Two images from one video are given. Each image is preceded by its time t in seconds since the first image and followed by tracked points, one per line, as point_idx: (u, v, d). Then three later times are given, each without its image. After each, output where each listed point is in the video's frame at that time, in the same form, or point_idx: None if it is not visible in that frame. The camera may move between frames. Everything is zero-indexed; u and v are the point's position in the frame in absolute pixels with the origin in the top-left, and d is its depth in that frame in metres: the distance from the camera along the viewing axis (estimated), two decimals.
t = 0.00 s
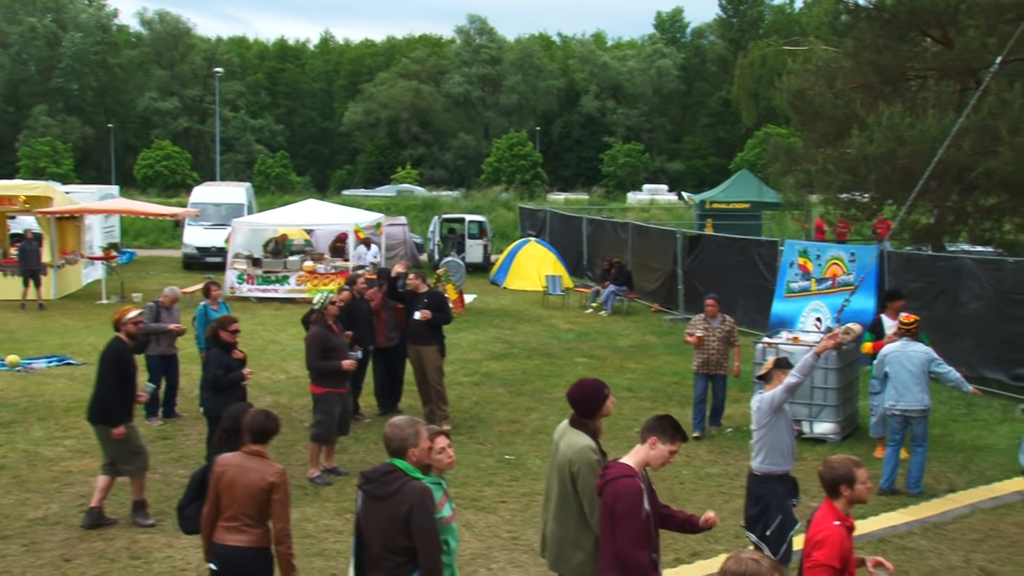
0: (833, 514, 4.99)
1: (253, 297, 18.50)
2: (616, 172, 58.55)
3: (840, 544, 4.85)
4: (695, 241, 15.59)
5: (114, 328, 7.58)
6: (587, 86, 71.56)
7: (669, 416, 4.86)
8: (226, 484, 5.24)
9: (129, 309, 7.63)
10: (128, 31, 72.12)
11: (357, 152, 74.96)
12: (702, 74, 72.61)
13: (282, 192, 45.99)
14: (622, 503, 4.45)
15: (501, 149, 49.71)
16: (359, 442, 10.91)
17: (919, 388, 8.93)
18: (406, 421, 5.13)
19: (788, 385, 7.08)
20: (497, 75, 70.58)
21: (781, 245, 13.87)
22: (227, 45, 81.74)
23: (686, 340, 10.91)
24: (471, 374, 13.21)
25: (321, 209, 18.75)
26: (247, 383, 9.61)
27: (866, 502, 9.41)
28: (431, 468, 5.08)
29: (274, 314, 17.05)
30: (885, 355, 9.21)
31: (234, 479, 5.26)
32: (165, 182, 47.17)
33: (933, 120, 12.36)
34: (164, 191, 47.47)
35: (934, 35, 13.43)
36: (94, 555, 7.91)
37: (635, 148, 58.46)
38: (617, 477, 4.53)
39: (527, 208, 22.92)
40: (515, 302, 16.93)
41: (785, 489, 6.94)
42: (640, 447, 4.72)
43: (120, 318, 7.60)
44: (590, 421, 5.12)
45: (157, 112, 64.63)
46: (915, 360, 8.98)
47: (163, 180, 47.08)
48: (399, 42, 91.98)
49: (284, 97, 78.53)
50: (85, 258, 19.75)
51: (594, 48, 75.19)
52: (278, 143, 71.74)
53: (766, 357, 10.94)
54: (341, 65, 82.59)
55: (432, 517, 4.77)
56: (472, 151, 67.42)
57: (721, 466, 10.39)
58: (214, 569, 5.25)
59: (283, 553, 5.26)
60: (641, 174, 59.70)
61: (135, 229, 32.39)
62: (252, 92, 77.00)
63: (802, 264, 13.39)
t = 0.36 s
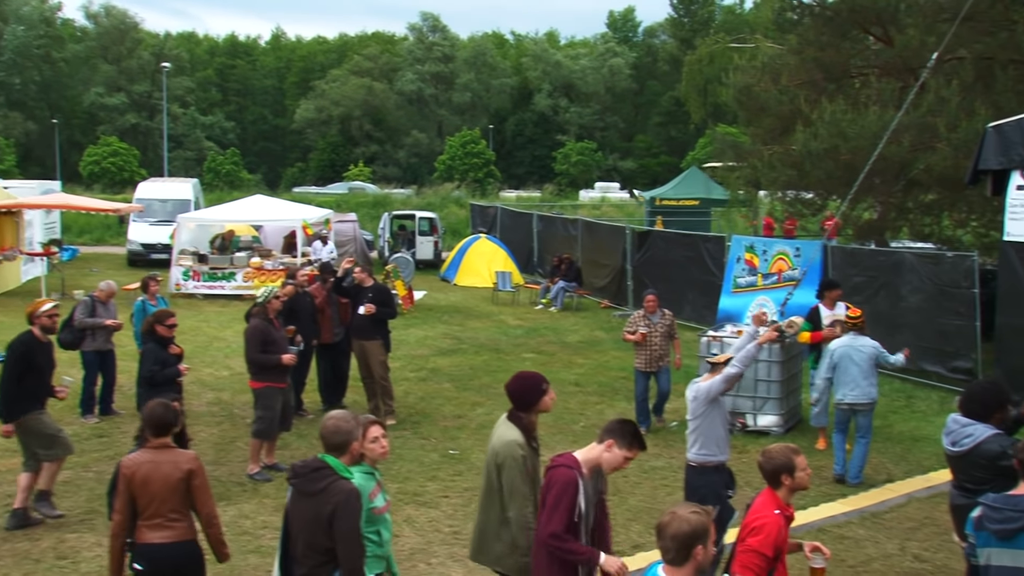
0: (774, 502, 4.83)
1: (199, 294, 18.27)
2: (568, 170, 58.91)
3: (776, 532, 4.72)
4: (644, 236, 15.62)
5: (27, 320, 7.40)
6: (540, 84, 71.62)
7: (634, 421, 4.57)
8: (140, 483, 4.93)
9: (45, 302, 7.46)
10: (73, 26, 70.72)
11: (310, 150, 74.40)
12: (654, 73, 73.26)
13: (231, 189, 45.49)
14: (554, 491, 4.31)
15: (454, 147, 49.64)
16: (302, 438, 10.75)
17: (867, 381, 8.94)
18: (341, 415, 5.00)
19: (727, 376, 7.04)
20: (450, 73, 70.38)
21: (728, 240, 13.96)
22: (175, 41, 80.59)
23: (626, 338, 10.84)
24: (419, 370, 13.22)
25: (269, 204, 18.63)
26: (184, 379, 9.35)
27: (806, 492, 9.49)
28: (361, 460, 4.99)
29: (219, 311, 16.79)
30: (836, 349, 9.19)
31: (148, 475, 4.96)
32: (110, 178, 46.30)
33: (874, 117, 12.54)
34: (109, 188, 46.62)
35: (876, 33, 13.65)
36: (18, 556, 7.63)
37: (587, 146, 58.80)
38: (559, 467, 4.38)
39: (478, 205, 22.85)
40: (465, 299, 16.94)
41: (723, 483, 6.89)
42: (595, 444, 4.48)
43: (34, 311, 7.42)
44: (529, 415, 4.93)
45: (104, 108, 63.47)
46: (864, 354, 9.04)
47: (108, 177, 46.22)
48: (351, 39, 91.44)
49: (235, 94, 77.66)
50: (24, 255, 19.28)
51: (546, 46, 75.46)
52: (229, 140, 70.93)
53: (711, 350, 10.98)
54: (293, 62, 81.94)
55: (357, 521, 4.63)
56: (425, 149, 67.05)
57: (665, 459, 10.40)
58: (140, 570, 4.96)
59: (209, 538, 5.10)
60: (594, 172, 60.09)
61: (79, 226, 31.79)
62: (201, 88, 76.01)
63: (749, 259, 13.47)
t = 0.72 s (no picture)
0: (720, 500, 4.84)
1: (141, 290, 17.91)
2: (519, 167, 59.07)
3: (730, 533, 4.68)
4: (591, 232, 15.64)
5: None
6: (491, 81, 71.54)
7: (546, 396, 4.54)
8: (53, 481, 4.66)
9: None
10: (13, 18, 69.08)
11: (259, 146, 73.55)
12: (605, 71, 73.81)
13: (177, 184, 44.81)
14: (530, 493, 4.15)
15: (406, 144, 49.41)
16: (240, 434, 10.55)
17: (809, 367, 9.11)
18: (269, 406, 4.75)
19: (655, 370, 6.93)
20: (401, 70, 69.93)
21: (674, 235, 13.98)
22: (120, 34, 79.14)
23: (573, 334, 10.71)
24: (363, 365, 13.12)
25: (214, 199, 18.37)
26: (115, 374, 9.03)
27: (746, 484, 9.53)
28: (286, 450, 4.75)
29: (161, 308, 16.48)
30: (774, 337, 9.18)
31: (62, 472, 4.69)
32: (50, 173, 45.26)
33: (815, 112, 12.68)
34: (48, 183, 45.55)
35: (818, 30, 13.83)
36: None
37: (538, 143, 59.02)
38: (521, 467, 4.22)
39: (427, 202, 22.70)
40: (413, 295, 16.89)
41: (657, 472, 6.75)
42: (520, 430, 4.41)
43: None
44: (449, 402, 4.84)
45: (47, 102, 62.04)
46: (804, 340, 9.14)
47: (49, 172, 45.19)
48: (302, 35, 90.69)
49: (183, 89, 76.52)
50: None
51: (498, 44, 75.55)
52: (177, 136, 69.84)
53: (654, 344, 10.94)
54: (242, 57, 81.03)
55: (281, 516, 4.34)
56: (376, 145, 66.41)
57: (607, 453, 10.36)
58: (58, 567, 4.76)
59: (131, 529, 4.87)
60: (546, 170, 60.29)
61: (18, 221, 31.07)
62: (148, 83, 74.76)
63: (694, 254, 13.51)
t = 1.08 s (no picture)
0: (651, 498, 4.63)
1: (74, 290, 17.90)
2: (465, 166, 59.16)
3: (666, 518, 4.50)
4: (532, 231, 15.64)
5: None
6: (437, 80, 71.27)
7: (465, 394, 4.22)
8: None
9: None
10: None
11: (202, 144, 72.41)
12: (550, 71, 74.22)
13: (112, 182, 43.88)
14: (472, 496, 4.05)
15: (350, 143, 49.12)
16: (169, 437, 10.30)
17: (735, 366, 9.21)
18: (181, 409, 4.43)
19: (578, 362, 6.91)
20: (346, 68, 69.38)
21: (614, 234, 14.00)
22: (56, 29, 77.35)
23: (520, 336, 10.36)
24: (300, 365, 12.93)
25: (149, 196, 17.99)
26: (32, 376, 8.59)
27: (680, 481, 9.53)
28: (201, 456, 4.44)
29: (93, 308, 16.07)
30: (703, 337, 9.32)
31: None
32: None
33: (751, 111, 12.76)
34: None
35: (754, 30, 13.95)
36: None
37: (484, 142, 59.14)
38: (457, 468, 4.07)
39: (370, 201, 22.47)
40: (354, 294, 16.78)
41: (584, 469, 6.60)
42: (441, 427, 4.14)
43: None
44: (351, 396, 4.80)
45: None
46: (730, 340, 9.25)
47: None
48: (245, 33, 89.61)
49: (122, 86, 75.02)
50: None
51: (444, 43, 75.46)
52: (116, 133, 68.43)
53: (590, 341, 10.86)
54: (183, 54, 79.85)
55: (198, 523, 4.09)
56: (321, 144, 65.54)
57: (543, 451, 10.26)
58: None
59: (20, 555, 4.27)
60: (492, 169, 60.46)
61: None
62: (85, 79, 73.16)
63: (634, 252, 13.58)
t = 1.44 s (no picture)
0: (566, 503, 4.62)
1: None
2: (408, 167, 58.95)
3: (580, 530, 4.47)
4: (471, 232, 15.55)
5: None
6: (379, 81, 71.12)
7: (354, 393, 4.16)
8: None
9: None
10: None
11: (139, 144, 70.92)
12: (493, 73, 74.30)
13: (42, 183, 42.74)
14: (344, 498, 3.87)
15: (292, 143, 48.61)
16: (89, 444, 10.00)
17: (671, 362, 9.19)
18: (78, 417, 4.10)
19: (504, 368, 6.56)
20: (287, 68, 68.58)
21: (552, 235, 14.00)
22: None
23: (468, 346, 9.75)
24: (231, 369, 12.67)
25: (78, 197, 17.56)
26: None
27: (610, 483, 9.47)
28: (102, 469, 4.15)
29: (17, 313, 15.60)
30: (636, 334, 9.27)
31: None
32: None
33: (685, 113, 12.84)
34: None
35: (688, 32, 14.05)
36: None
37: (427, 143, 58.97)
38: (329, 469, 3.92)
39: (309, 202, 22.24)
40: (291, 297, 16.60)
41: (506, 474, 6.48)
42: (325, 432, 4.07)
43: None
44: (258, 393, 4.69)
45: None
46: (665, 337, 9.24)
47: None
48: (184, 32, 88.19)
49: (55, 84, 73.19)
50: None
51: (387, 43, 75.09)
52: (50, 132, 66.72)
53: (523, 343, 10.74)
54: (119, 53, 78.26)
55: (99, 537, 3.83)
56: (262, 144, 63.83)
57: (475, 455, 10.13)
58: None
59: None
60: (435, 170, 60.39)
61: None
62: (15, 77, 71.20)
63: (571, 253, 13.58)
